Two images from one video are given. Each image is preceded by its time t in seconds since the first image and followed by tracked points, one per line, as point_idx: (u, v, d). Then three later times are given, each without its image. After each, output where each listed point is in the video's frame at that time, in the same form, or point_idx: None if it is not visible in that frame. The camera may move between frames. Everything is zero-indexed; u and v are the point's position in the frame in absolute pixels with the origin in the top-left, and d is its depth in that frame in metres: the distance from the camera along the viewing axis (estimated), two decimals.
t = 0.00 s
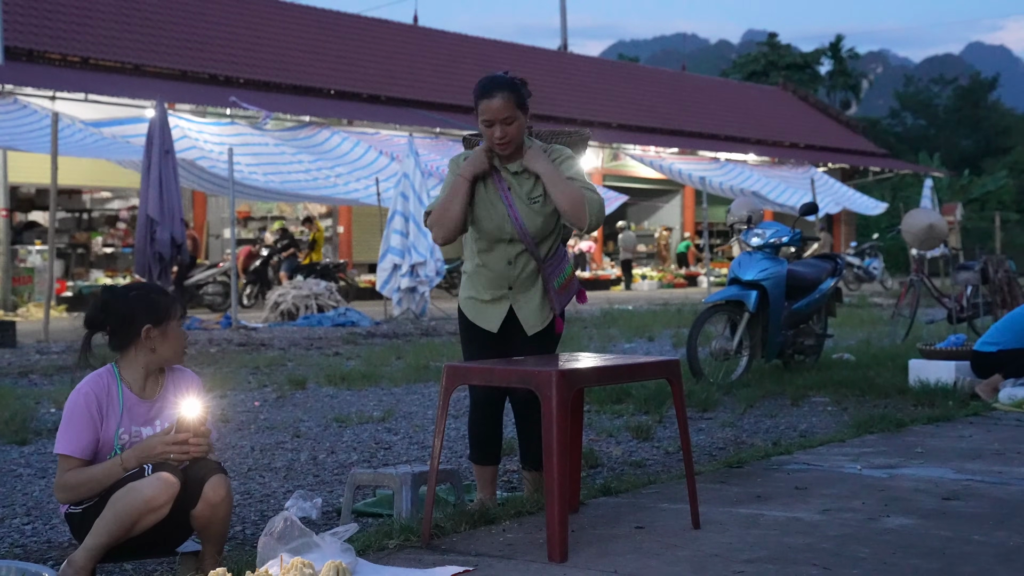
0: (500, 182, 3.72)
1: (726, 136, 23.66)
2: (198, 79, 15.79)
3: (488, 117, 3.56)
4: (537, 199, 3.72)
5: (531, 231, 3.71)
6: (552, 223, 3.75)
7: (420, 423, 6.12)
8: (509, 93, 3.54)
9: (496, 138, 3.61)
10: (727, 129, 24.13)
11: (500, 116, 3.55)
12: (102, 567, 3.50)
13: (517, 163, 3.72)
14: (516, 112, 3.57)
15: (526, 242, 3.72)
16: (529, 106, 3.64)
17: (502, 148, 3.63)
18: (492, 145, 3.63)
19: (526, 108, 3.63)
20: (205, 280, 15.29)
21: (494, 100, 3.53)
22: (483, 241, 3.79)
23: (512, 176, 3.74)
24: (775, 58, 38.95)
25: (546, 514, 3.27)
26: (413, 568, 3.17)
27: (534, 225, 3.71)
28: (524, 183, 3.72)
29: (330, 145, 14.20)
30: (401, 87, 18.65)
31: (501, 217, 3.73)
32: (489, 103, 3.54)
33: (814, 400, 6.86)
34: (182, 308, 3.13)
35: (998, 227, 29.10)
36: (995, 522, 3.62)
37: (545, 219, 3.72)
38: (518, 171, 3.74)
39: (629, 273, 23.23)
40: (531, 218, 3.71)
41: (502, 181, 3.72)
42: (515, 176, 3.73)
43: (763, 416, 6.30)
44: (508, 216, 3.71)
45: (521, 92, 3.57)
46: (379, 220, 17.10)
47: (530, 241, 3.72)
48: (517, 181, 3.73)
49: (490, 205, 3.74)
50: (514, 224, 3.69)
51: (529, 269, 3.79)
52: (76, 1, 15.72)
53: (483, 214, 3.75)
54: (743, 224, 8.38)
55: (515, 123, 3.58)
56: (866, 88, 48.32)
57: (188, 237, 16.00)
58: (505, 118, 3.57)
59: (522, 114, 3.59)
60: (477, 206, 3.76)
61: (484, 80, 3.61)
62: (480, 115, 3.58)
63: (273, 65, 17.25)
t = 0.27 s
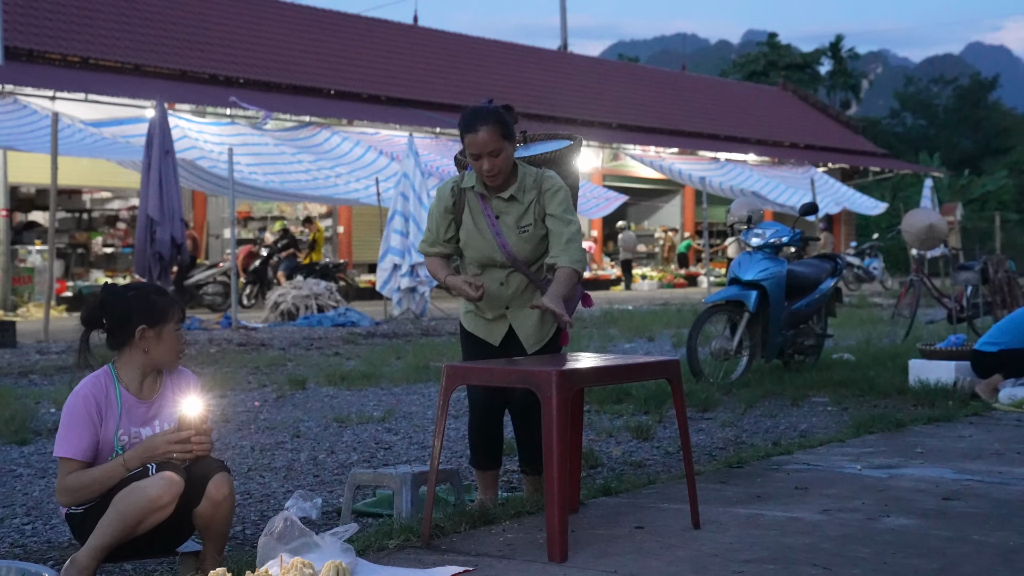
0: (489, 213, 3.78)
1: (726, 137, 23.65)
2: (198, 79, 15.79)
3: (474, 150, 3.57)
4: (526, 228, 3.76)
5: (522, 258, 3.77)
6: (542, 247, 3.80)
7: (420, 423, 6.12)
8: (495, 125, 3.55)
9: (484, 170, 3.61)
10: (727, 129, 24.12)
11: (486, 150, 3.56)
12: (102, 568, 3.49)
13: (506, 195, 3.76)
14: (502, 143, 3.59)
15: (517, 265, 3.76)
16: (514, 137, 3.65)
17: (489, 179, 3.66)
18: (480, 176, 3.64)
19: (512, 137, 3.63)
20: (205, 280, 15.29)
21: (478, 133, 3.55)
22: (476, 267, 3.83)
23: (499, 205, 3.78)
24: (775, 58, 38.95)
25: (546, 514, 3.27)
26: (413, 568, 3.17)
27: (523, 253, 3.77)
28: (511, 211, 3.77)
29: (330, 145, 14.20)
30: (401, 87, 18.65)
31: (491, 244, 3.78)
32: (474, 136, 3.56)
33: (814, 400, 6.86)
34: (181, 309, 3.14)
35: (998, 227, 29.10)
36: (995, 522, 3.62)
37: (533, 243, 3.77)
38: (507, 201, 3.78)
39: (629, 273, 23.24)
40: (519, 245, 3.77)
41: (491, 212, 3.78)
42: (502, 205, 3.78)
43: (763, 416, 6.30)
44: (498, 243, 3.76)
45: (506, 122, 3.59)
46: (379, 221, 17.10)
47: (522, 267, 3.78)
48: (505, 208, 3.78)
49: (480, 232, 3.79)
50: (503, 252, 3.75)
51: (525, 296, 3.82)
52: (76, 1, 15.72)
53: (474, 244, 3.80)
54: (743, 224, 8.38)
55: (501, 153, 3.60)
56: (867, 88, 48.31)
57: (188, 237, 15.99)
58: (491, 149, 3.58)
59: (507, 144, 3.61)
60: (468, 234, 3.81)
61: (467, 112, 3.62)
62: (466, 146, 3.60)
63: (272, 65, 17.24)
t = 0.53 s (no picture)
0: (484, 238, 3.75)
1: (726, 137, 23.65)
2: (198, 79, 15.79)
3: (466, 181, 3.53)
4: (520, 253, 3.73)
5: (517, 281, 3.76)
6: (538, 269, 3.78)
7: (420, 423, 6.12)
8: (488, 155, 3.50)
9: (477, 197, 3.58)
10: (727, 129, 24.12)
11: (478, 180, 3.51)
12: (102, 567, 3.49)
13: (500, 221, 3.72)
14: (495, 172, 3.54)
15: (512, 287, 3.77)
16: (509, 165, 3.59)
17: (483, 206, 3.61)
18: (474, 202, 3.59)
19: (506, 166, 3.58)
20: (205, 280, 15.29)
21: (471, 165, 3.50)
22: (472, 287, 3.85)
23: (495, 230, 3.75)
24: (775, 58, 38.96)
25: (546, 514, 3.27)
26: (413, 568, 3.17)
27: (517, 276, 3.76)
28: (506, 237, 3.73)
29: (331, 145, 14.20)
30: (401, 87, 18.65)
31: (485, 268, 3.77)
32: (467, 166, 3.51)
33: (814, 400, 6.86)
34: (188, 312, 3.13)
35: (998, 227, 29.09)
36: (995, 522, 3.62)
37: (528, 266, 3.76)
38: (502, 226, 3.74)
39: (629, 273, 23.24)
40: (513, 269, 3.75)
41: (485, 235, 3.75)
42: (498, 229, 3.74)
43: (763, 416, 6.30)
44: (492, 267, 3.75)
45: (499, 152, 3.52)
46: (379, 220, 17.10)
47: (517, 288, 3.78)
48: (500, 233, 3.74)
49: (475, 256, 3.78)
50: (498, 276, 3.75)
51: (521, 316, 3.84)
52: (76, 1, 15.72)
53: (469, 267, 3.80)
54: (743, 224, 8.38)
55: (494, 183, 3.55)
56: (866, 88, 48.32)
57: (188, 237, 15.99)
58: (484, 180, 3.52)
59: (500, 173, 3.55)
60: (462, 256, 3.80)
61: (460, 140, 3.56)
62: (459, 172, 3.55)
63: (272, 65, 17.25)
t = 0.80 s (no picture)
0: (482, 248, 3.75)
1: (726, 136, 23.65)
2: (198, 79, 15.79)
3: (453, 193, 3.52)
4: (519, 257, 3.72)
5: (519, 284, 3.76)
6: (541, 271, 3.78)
7: (420, 424, 6.12)
8: (473, 166, 3.49)
9: (462, 208, 3.57)
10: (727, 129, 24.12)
11: (462, 192, 3.50)
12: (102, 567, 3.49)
13: (494, 228, 3.70)
14: (480, 181, 3.53)
15: (514, 293, 3.77)
16: (495, 173, 3.57)
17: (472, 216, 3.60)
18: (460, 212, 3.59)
19: (494, 174, 3.56)
20: (205, 280, 15.29)
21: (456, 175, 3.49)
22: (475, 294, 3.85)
23: (491, 237, 3.74)
24: (775, 59, 38.97)
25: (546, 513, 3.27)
26: (413, 568, 3.17)
27: (518, 280, 3.76)
28: (503, 244, 3.72)
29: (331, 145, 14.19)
30: (401, 87, 18.65)
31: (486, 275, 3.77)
32: (452, 176, 3.51)
33: (814, 400, 6.86)
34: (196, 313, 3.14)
35: (998, 227, 29.09)
36: (994, 523, 3.62)
37: (528, 271, 3.75)
38: (497, 233, 3.72)
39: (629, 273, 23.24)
40: (513, 273, 3.74)
41: (483, 244, 3.75)
42: (494, 237, 3.73)
43: (763, 416, 6.30)
44: (491, 274, 3.75)
45: (485, 160, 3.51)
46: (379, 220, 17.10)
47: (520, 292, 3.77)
48: (497, 241, 3.73)
49: (474, 264, 3.78)
50: (498, 281, 3.74)
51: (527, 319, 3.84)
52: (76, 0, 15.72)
53: (470, 275, 3.80)
54: (744, 224, 8.37)
55: (479, 194, 3.54)
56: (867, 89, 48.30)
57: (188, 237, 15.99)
58: (468, 191, 3.51)
59: (486, 183, 3.54)
60: (462, 265, 3.80)
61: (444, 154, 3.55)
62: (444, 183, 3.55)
63: (272, 65, 17.25)
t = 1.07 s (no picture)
0: (480, 290, 3.79)
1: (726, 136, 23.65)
2: (198, 80, 15.79)
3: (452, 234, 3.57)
4: (518, 294, 3.79)
5: (520, 320, 3.83)
6: (538, 305, 3.85)
7: (420, 424, 6.12)
8: (470, 203, 3.54)
9: (459, 245, 3.60)
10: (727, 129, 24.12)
11: (461, 229, 3.54)
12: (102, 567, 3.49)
13: (490, 267, 3.75)
14: (477, 220, 3.57)
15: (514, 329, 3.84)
16: (491, 211, 3.62)
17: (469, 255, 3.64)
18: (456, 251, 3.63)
19: (490, 212, 3.62)
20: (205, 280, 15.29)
21: (455, 212, 3.54)
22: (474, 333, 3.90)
23: (489, 278, 3.79)
24: (775, 59, 38.98)
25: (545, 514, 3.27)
26: (413, 568, 3.17)
27: (518, 316, 3.83)
28: (502, 283, 3.78)
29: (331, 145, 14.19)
30: (401, 87, 18.65)
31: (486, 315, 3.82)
32: (450, 216, 3.55)
33: (814, 401, 6.86)
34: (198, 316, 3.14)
35: (998, 227, 29.08)
36: (994, 522, 3.62)
37: (528, 307, 3.82)
38: (495, 272, 3.78)
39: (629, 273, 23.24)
40: (514, 310, 3.81)
41: (481, 285, 3.80)
42: (492, 277, 3.78)
43: (763, 416, 6.30)
44: (491, 313, 3.81)
45: (480, 197, 3.56)
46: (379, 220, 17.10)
47: (522, 327, 3.85)
48: (495, 281, 3.79)
49: (474, 305, 3.82)
50: (499, 320, 3.81)
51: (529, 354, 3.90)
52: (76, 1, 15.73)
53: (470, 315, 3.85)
54: (743, 224, 8.38)
55: (476, 231, 3.58)
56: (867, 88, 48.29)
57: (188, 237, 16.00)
58: (467, 230, 3.56)
59: (483, 220, 3.59)
60: (461, 307, 3.84)
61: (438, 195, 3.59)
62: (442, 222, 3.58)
63: (272, 65, 17.25)
